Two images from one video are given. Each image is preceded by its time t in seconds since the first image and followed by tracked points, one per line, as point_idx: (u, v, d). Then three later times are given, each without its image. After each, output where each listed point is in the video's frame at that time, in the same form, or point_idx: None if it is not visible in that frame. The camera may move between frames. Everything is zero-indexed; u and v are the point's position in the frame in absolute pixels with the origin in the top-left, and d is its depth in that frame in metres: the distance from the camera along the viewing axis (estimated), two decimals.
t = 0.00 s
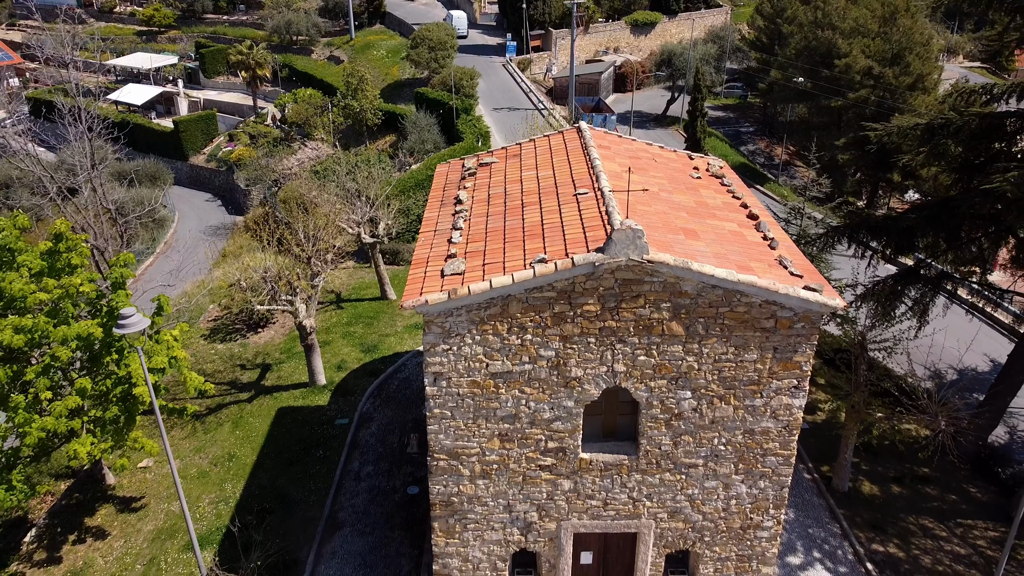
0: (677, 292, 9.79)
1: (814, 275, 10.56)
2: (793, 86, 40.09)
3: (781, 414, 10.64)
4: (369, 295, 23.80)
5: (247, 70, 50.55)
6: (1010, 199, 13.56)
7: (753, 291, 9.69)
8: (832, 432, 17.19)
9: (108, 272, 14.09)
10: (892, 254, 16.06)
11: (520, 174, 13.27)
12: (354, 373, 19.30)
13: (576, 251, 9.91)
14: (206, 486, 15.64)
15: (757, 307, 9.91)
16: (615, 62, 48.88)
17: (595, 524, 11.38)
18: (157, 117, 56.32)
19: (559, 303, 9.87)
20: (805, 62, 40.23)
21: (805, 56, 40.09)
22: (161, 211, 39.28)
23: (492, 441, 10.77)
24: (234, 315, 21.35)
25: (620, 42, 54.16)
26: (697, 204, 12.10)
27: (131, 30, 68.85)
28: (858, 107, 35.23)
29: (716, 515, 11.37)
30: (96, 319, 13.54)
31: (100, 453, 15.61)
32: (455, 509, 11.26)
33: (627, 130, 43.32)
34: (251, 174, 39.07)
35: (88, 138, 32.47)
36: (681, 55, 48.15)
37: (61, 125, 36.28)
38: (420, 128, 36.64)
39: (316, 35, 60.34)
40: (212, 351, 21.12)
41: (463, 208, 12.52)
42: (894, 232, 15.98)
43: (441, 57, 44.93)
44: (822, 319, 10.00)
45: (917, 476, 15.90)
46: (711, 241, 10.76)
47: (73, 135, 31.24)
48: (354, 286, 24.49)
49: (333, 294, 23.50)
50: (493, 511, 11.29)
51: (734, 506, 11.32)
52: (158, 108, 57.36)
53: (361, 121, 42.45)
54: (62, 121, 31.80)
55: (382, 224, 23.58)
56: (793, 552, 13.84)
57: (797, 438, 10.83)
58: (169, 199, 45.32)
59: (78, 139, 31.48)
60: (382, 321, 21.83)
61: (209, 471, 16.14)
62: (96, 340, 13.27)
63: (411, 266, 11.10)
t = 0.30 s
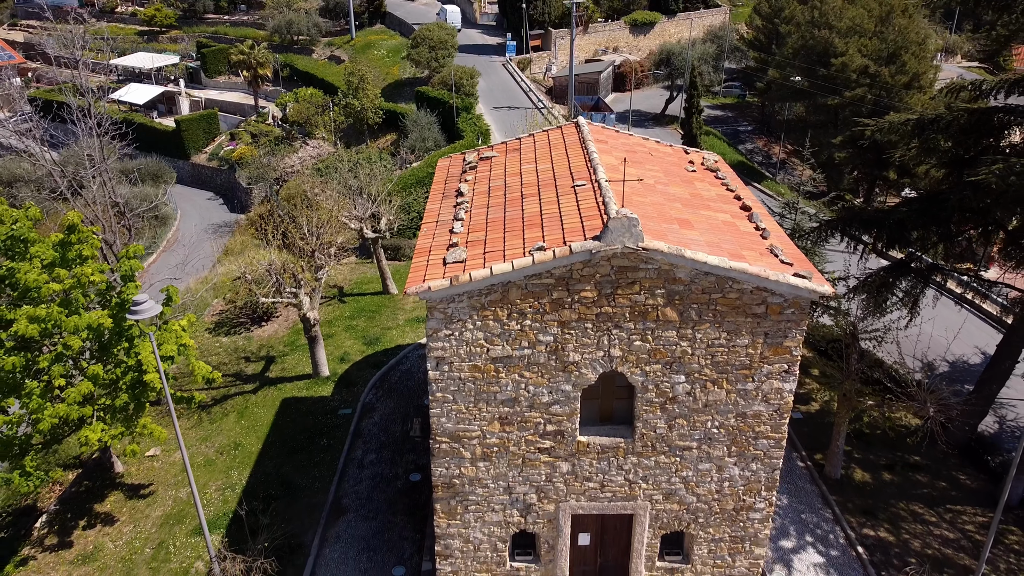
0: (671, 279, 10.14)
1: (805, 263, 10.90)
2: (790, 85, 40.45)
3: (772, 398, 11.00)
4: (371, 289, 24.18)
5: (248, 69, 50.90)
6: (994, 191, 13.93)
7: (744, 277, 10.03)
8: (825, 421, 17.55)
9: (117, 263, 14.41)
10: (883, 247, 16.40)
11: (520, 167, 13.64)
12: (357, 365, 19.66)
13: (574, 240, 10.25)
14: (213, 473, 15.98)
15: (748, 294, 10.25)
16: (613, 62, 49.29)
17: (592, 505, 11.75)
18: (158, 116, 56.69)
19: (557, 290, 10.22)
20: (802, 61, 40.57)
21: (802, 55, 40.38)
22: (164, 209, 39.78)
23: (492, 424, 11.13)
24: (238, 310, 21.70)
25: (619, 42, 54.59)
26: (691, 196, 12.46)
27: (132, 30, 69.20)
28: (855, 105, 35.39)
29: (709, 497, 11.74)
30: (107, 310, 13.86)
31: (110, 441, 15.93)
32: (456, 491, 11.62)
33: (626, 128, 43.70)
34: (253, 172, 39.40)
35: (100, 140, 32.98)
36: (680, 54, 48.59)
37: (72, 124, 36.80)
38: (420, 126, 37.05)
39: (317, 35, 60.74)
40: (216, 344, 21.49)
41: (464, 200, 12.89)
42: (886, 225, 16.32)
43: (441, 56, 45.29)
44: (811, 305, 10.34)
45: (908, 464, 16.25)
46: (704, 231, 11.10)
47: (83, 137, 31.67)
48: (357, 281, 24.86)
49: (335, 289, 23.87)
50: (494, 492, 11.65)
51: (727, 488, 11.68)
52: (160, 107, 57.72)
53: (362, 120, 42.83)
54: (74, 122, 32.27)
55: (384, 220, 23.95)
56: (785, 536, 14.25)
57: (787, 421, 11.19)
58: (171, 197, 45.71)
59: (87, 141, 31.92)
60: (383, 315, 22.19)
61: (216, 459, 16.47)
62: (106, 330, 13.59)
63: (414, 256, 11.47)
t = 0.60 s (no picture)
0: (665, 266, 10.50)
1: (795, 252, 11.26)
2: (787, 83, 40.86)
3: (764, 382, 11.37)
4: (372, 283, 24.56)
5: (250, 68, 51.24)
6: (981, 183, 14.28)
7: (736, 264, 10.38)
8: (818, 411, 17.93)
9: (127, 254, 14.75)
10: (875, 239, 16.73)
11: (519, 160, 13.99)
12: (359, 357, 20.02)
13: (571, 228, 10.60)
14: (220, 460, 16.34)
15: (740, 280, 10.62)
16: (612, 61, 49.62)
17: (589, 487, 12.11)
18: (159, 115, 57.09)
19: (556, 276, 10.58)
20: (800, 59, 40.93)
21: (799, 53, 40.78)
22: (166, 206, 40.23)
23: (493, 408, 11.50)
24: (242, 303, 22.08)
25: (618, 41, 54.95)
26: (685, 188, 12.82)
27: (134, 29, 69.50)
28: (852, 103, 35.73)
29: (703, 478, 12.10)
30: (117, 299, 14.22)
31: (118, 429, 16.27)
32: (458, 473, 11.98)
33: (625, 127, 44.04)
34: (255, 170, 39.73)
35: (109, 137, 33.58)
36: (678, 53, 48.98)
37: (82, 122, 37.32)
38: (421, 124, 37.46)
39: (317, 35, 61.08)
40: (222, 336, 21.86)
41: (465, 192, 13.24)
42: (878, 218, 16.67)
43: (441, 55, 45.64)
44: (801, 291, 10.70)
45: (900, 451, 16.61)
46: (698, 220, 11.46)
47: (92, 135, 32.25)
48: (359, 275, 25.23)
49: (337, 283, 24.24)
50: (494, 474, 12.01)
51: (720, 470, 12.04)
52: (161, 106, 58.07)
53: (364, 118, 43.17)
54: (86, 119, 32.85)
55: (385, 215, 24.33)
56: (778, 520, 14.62)
57: (779, 404, 11.55)
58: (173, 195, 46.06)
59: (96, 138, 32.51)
60: (385, 309, 22.57)
61: (222, 447, 16.82)
62: (116, 318, 13.93)
63: (417, 245, 11.82)
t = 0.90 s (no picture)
0: (660, 255, 10.87)
1: (786, 242, 11.63)
2: (785, 82, 41.22)
3: (756, 367, 11.73)
4: (374, 279, 24.94)
5: (251, 68, 51.57)
6: (968, 177, 14.60)
7: (728, 253, 10.75)
8: (812, 401, 18.30)
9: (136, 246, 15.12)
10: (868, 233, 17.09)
11: (519, 154, 14.36)
12: (362, 349, 20.39)
13: (569, 219, 10.96)
14: (226, 449, 16.69)
15: (733, 269, 10.99)
16: (612, 61, 49.90)
17: (587, 471, 12.46)
18: (161, 114, 57.47)
19: (554, 265, 10.94)
20: (797, 58, 41.28)
21: (797, 52, 41.17)
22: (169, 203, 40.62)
23: (494, 393, 11.87)
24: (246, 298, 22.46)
25: (617, 41, 55.26)
26: (680, 181, 13.18)
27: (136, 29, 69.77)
28: (848, 102, 36.08)
29: (698, 463, 12.47)
30: (127, 289, 14.59)
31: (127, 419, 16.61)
32: (459, 457, 12.35)
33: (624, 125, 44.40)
34: (257, 168, 40.04)
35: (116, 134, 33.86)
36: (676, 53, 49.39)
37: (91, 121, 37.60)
38: (422, 123, 37.85)
39: (318, 34, 61.40)
40: (227, 330, 22.23)
41: (466, 185, 13.61)
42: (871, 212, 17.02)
43: (442, 54, 46.00)
44: (791, 279, 11.07)
45: (891, 440, 16.99)
46: (692, 211, 11.83)
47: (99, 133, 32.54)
48: (361, 271, 25.61)
49: (340, 278, 24.63)
50: (495, 458, 12.38)
51: (714, 454, 12.41)
52: (163, 105, 58.37)
53: (365, 117, 43.53)
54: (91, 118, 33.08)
55: (387, 211, 24.70)
56: (772, 506, 14.99)
57: (771, 389, 11.92)
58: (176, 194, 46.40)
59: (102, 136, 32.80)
60: (387, 303, 22.95)
61: (228, 436, 17.18)
62: (126, 308, 14.30)
63: (420, 236, 12.19)
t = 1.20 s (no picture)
0: (656, 244, 11.24)
1: (778, 232, 12.00)
2: (782, 81, 41.57)
3: (748, 353, 12.10)
4: (376, 274, 25.34)
5: (253, 67, 51.94)
6: (957, 170, 14.95)
7: (722, 243, 11.12)
8: (806, 392, 18.66)
9: (145, 239, 15.46)
10: (860, 226, 17.44)
11: (519, 149, 14.73)
12: (365, 342, 20.77)
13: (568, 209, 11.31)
14: (232, 438, 17.04)
15: (726, 257, 11.35)
16: (611, 61, 50.04)
17: (585, 456, 12.84)
18: (163, 113, 57.89)
19: (553, 254, 11.29)
20: (795, 57, 41.65)
21: (794, 51, 41.54)
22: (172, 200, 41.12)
23: (494, 379, 12.23)
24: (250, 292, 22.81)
25: (616, 41, 55.52)
26: (676, 174, 13.54)
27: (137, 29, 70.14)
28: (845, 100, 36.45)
29: (693, 447, 12.84)
30: (136, 280, 14.94)
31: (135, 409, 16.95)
32: (461, 442, 12.72)
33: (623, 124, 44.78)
34: (259, 167, 40.42)
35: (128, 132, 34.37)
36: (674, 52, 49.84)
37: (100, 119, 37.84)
38: (423, 121, 38.26)
39: (319, 34, 61.76)
40: (232, 324, 22.62)
41: (468, 178, 13.98)
42: (864, 206, 17.36)
43: (442, 54, 46.37)
44: (782, 268, 11.44)
45: (883, 429, 17.37)
46: (687, 203, 12.19)
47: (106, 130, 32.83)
48: (363, 266, 26.03)
49: (343, 273, 25.05)
50: (495, 443, 12.74)
51: (708, 439, 12.78)
52: (165, 105, 58.76)
53: (366, 116, 43.94)
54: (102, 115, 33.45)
55: (389, 207, 25.10)
56: (766, 492, 15.36)
57: (763, 375, 12.29)
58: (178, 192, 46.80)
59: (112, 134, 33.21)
60: (389, 297, 23.33)
61: (234, 425, 17.53)
62: (135, 298, 14.64)
63: (423, 227, 12.55)
